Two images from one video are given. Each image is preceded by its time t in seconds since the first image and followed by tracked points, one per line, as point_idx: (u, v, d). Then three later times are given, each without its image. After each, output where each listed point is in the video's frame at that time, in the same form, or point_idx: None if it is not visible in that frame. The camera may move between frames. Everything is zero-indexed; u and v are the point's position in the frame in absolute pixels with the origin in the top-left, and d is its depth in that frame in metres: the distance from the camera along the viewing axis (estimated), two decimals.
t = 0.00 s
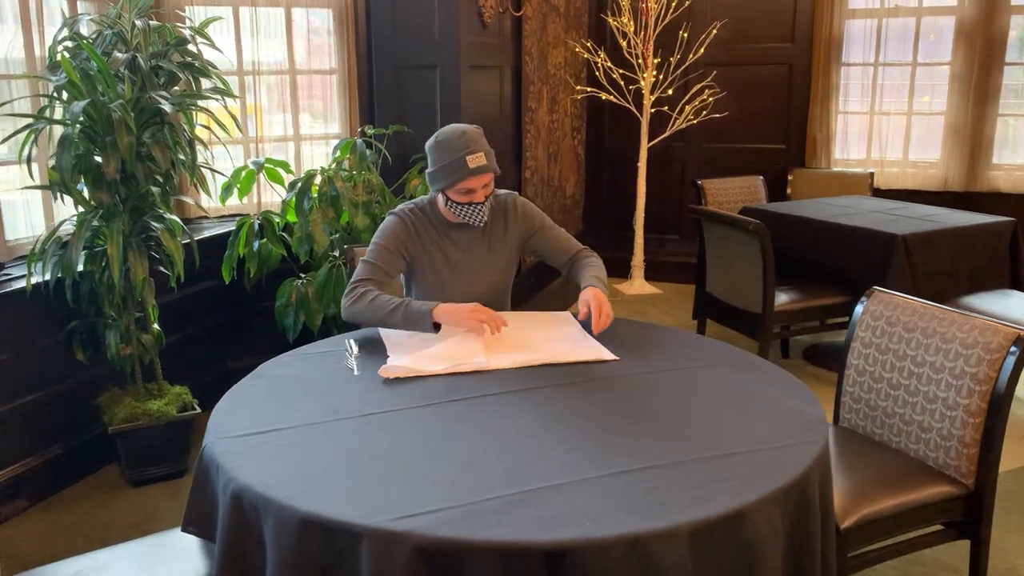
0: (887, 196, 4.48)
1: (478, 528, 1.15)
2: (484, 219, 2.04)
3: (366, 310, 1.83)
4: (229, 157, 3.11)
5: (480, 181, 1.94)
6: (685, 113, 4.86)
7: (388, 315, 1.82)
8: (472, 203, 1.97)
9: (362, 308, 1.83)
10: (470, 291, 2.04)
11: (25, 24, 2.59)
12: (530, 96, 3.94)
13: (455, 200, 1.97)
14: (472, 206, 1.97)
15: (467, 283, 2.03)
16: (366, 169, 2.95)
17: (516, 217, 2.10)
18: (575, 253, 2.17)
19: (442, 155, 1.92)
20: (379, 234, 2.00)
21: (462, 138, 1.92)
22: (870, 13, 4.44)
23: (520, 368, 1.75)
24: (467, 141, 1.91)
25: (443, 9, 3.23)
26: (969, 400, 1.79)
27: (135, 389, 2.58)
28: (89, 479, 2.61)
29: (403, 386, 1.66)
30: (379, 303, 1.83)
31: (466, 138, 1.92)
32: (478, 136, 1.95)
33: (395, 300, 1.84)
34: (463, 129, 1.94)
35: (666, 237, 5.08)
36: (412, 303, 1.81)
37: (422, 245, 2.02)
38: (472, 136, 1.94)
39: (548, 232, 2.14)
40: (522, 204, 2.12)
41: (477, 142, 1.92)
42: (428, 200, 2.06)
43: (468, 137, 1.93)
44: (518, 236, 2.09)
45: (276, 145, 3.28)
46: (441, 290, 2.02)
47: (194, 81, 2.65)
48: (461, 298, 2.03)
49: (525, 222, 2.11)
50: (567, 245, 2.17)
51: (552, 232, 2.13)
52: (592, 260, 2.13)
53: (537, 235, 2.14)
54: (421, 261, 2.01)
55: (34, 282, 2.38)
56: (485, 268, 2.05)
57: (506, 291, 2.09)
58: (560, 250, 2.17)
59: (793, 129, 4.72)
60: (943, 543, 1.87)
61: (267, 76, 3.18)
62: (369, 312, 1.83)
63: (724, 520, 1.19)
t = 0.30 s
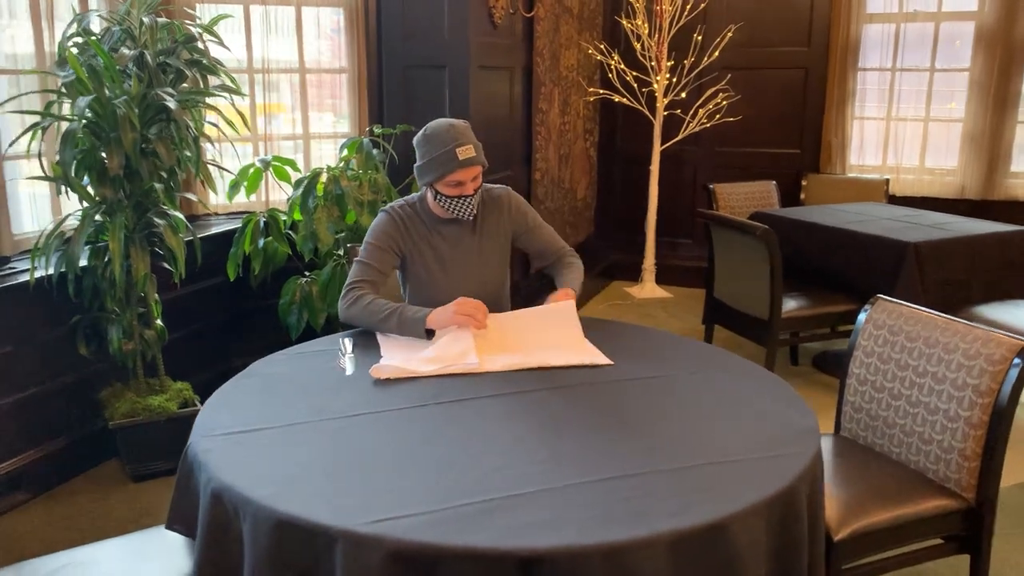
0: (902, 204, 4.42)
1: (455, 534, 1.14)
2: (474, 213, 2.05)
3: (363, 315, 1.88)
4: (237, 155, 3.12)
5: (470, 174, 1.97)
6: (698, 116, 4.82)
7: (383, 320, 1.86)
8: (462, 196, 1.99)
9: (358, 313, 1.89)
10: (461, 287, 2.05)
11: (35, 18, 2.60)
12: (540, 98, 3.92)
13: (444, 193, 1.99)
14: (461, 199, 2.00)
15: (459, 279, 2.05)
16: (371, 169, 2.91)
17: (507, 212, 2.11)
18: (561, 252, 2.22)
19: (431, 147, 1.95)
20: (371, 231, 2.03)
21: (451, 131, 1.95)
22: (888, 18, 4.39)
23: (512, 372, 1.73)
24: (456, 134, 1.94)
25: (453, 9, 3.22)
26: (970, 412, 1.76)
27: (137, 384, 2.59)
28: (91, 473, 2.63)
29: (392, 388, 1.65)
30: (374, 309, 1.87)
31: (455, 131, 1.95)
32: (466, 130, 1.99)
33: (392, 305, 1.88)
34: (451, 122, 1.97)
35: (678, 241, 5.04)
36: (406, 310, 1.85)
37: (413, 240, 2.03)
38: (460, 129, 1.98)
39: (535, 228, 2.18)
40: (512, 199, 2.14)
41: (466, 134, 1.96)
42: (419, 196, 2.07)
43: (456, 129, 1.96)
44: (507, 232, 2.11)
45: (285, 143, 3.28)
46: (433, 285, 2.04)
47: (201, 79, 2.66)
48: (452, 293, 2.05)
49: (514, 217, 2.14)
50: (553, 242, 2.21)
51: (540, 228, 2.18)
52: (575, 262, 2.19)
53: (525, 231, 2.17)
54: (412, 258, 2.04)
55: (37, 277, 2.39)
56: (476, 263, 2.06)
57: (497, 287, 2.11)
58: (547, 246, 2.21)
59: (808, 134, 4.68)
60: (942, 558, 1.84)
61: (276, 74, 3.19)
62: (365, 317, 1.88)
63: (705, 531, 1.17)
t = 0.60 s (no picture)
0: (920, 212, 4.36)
1: (442, 543, 1.12)
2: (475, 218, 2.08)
3: (360, 305, 1.89)
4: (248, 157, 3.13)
5: (467, 178, 2.00)
6: (715, 122, 4.79)
7: (378, 314, 1.86)
8: (457, 201, 2.02)
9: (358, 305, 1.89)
10: (458, 290, 2.08)
11: (48, 19, 2.62)
12: (554, 102, 3.91)
13: (442, 197, 2.03)
14: (456, 204, 2.03)
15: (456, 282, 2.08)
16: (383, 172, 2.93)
17: (510, 217, 2.13)
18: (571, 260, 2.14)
19: (433, 149, 2.00)
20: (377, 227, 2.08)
21: (454, 134, 1.99)
22: (908, 24, 4.34)
23: (512, 379, 1.72)
24: (457, 138, 1.98)
25: (466, 13, 3.21)
26: (981, 426, 1.72)
27: (144, 385, 2.59)
28: (97, 474, 2.63)
29: (390, 393, 1.64)
30: (372, 301, 1.87)
31: (458, 135, 1.99)
32: (472, 135, 2.02)
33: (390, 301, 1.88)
34: (458, 125, 2.00)
35: (693, 247, 5.00)
36: (403, 308, 1.84)
37: (415, 240, 2.07)
38: (466, 133, 2.01)
39: (544, 235, 2.15)
40: (519, 205, 2.15)
41: (467, 140, 1.99)
42: (426, 197, 2.12)
43: (461, 134, 2.00)
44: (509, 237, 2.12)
45: (297, 145, 3.28)
46: (431, 287, 2.08)
47: (212, 81, 2.67)
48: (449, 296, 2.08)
49: (520, 223, 2.13)
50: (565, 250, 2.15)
51: (547, 236, 2.14)
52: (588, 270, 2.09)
53: (533, 237, 2.14)
54: (413, 258, 2.08)
55: (46, 277, 2.40)
56: (475, 267, 2.09)
57: (497, 292, 2.12)
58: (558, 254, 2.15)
59: (826, 140, 4.63)
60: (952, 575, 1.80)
61: (289, 77, 3.20)
62: (364, 309, 1.88)
63: (698, 545, 1.15)
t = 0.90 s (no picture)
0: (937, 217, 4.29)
1: (430, 558, 1.09)
2: (476, 226, 2.07)
3: (350, 316, 1.88)
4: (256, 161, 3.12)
5: (466, 189, 1.99)
6: (728, 125, 4.74)
7: (364, 328, 1.84)
8: (455, 211, 2.02)
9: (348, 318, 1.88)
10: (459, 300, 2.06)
11: (55, 23, 2.61)
12: (565, 106, 3.87)
13: (440, 206, 2.03)
14: (454, 214, 2.02)
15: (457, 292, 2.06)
16: (389, 176, 2.92)
17: (511, 225, 2.11)
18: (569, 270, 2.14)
19: (433, 158, 1.99)
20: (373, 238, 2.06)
21: (454, 144, 1.98)
22: (925, 26, 4.27)
23: (512, 387, 1.69)
24: (457, 148, 1.97)
25: (474, 16, 3.18)
26: (994, 438, 1.68)
27: (149, 390, 2.58)
28: (101, 479, 2.62)
29: (387, 401, 1.61)
30: (361, 314, 1.86)
31: (458, 145, 1.98)
32: (474, 145, 2.01)
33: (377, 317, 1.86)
34: (459, 134, 1.99)
35: (706, 252, 4.96)
36: (388, 323, 1.82)
37: (415, 250, 2.05)
38: (467, 143, 2.00)
39: (544, 243, 2.14)
40: (519, 212, 2.14)
41: (467, 150, 1.98)
42: (425, 206, 2.10)
43: (462, 144, 1.99)
44: (509, 245, 2.11)
45: (305, 149, 3.26)
46: (432, 297, 2.06)
47: (218, 85, 2.66)
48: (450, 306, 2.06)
49: (521, 231, 2.12)
50: (564, 258, 2.15)
51: (547, 245, 2.13)
52: (577, 281, 2.12)
53: (533, 245, 2.13)
54: (412, 267, 2.05)
55: (50, 281, 2.39)
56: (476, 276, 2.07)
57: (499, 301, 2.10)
58: (556, 262, 2.15)
59: (842, 144, 4.57)
60: None
61: (297, 80, 3.18)
62: (352, 322, 1.87)
63: (695, 562, 1.11)
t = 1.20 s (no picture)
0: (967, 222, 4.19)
1: (415, 569, 1.07)
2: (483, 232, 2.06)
3: (380, 305, 1.84)
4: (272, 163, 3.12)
5: (477, 195, 1.96)
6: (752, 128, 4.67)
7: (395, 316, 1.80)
8: (465, 216, 2.00)
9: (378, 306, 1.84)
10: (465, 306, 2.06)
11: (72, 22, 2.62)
12: (584, 108, 3.84)
13: (449, 210, 2.01)
14: (463, 218, 2.00)
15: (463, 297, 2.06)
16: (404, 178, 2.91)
17: (517, 231, 2.10)
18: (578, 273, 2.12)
19: (444, 162, 1.95)
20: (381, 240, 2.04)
21: (465, 148, 1.94)
22: (956, 26, 4.18)
23: (514, 393, 1.66)
24: (469, 153, 1.93)
25: (491, 16, 3.15)
26: (1012, 452, 1.62)
27: (161, 390, 2.59)
28: (114, 478, 2.63)
29: (386, 406, 1.60)
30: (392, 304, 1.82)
31: (470, 149, 1.94)
32: (486, 149, 1.98)
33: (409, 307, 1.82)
34: (470, 139, 1.95)
35: (730, 256, 4.89)
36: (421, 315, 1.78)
37: (422, 253, 2.04)
38: (480, 147, 1.96)
39: (551, 248, 2.12)
40: (526, 217, 2.13)
41: (481, 155, 1.94)
42: (433, 208, 2.08)
43: (474, 148, 1.95)
44: (515, 251, 2.10)
45: (322, 150, 3.26)
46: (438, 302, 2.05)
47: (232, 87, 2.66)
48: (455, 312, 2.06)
49: (527, 238, 2.11)
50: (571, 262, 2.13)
51: (554, 249, 2.11)
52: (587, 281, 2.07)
53: (539, 250, 2.12)
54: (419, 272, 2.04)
55: (63, 281, 2.40)
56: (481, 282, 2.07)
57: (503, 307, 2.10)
58: (563, 267, 2.14)
59: (869, 147, 4.49)
60: None
61: (315, 82, 3.19)
62: (381, 310, 1.83)
63: None
